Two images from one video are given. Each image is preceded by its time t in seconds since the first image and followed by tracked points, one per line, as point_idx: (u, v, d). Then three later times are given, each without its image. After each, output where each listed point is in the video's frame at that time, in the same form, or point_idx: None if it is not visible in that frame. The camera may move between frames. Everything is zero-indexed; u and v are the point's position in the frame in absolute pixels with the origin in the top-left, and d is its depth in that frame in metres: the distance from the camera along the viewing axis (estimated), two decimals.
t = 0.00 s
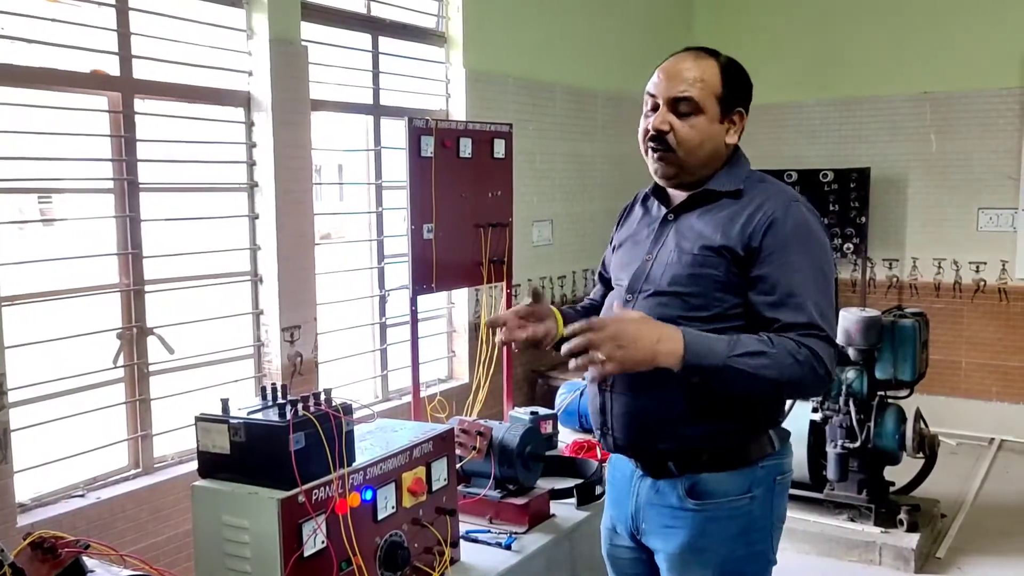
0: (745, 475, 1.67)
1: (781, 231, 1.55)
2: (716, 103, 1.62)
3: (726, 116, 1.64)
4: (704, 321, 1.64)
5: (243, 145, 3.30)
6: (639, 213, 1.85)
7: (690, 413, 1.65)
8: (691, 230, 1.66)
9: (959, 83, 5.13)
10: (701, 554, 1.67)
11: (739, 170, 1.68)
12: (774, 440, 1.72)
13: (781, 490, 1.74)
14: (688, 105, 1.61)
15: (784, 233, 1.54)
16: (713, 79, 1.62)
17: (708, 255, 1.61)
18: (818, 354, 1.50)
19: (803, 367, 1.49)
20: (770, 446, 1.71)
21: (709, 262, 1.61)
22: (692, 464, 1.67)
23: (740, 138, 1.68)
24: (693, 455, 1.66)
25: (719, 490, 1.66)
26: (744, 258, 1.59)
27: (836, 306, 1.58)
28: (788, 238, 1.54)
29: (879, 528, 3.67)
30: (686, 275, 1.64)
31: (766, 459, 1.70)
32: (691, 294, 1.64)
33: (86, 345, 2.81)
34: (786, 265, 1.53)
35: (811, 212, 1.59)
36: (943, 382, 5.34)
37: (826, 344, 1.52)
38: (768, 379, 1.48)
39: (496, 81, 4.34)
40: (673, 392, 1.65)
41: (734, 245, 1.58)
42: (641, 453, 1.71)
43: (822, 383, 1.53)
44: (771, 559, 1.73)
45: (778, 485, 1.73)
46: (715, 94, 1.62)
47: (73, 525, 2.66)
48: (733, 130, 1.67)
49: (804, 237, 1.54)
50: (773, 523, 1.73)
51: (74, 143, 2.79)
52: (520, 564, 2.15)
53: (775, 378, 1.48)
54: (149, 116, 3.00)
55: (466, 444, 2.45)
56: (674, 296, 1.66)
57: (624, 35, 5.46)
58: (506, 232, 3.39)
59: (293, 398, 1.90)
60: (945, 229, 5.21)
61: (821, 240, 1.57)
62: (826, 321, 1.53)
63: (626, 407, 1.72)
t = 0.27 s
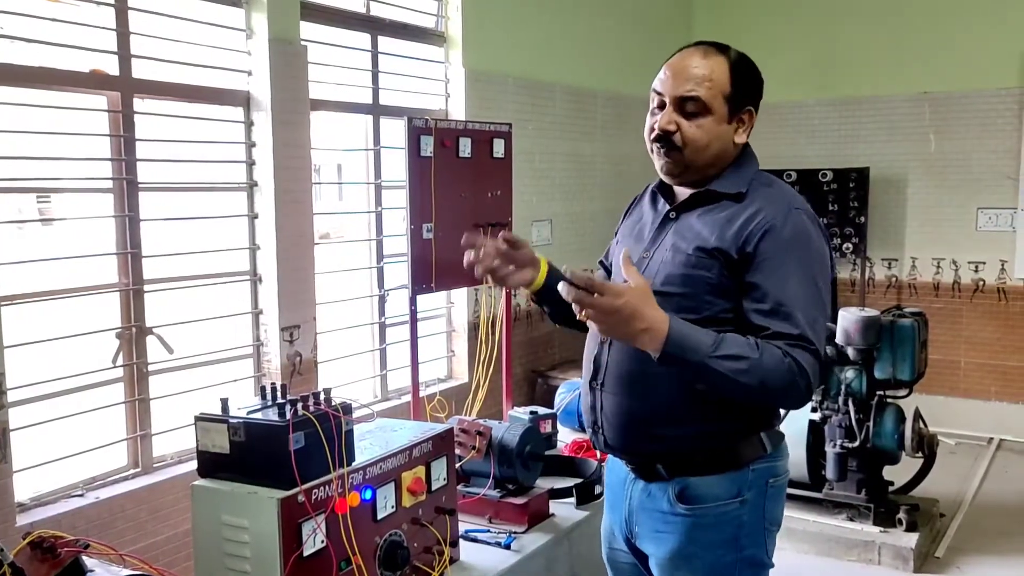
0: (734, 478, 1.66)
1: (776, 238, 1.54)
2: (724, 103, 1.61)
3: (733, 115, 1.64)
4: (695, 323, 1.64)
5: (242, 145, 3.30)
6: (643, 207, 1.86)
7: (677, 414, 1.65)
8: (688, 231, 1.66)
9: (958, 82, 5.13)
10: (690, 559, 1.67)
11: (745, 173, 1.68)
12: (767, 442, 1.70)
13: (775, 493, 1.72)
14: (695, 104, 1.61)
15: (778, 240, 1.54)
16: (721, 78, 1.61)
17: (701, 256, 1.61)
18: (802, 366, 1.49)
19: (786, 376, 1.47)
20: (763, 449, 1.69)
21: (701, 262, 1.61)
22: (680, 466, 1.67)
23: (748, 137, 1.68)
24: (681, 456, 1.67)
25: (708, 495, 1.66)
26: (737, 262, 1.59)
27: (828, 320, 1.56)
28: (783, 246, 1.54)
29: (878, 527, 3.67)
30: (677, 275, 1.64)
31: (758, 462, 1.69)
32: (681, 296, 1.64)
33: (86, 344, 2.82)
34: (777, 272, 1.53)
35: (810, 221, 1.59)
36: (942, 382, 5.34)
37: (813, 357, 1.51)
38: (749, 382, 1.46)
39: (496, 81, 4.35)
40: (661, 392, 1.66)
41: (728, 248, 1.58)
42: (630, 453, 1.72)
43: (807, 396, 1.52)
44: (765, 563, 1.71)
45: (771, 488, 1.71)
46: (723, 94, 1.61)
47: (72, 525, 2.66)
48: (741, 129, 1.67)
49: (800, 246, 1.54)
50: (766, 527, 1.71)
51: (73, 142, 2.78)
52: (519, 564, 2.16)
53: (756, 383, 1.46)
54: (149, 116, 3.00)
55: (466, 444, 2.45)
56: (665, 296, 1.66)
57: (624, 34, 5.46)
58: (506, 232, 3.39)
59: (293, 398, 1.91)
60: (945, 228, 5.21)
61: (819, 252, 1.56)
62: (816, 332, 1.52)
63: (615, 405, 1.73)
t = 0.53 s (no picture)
0: (731, 483, 1.66)
1: (776, 248, 1.52)
2: (731, 99, 1.62)
3: (739, 111, 1.65)
4: (693, 329, 1.63)
5: (242, 144, 3.30)
6: (642, 205, 1.86)
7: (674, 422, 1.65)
8: (689, 235, 1.64)
9: (958, 82, 5.13)
10: (688, 563, 1.68)
11: (748, 175, 1.66)
12: (767, 447, 1.67)
13: (775, 497, 1.71)
14: (706, 105, 1.61)
15: (778, 251, 1.52)
16: (723, 75, 1.62)
17: (701, 265, 1.60)
18: (803, 385, 1.48)
19: (784, 398, 1.47)
20: (762, 453, 1.67)
21: (700, 270, 1.61)
22: (677, 471, 1.68)
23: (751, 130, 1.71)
24: (678, 462, 1.67)
25: (706, 499, 1.66)
26: (738, 270, 1.57)
27: (833, 330, 1.54)
28: (783, 257, 1.51)
29: (877, 527, 3.68)
30: (677, 281, 1.63)
31: (757, 465, 1.67)
32: (680, 302, 1.63)
33: (85, 344, 2.82)
34: (778, 284, 1.51)
35: (813, 228, 1.56)
36: (941, 381, 5.35)
37: (814, 372, 1.50)
38: (745, 413, 1.47)
39: (495, 80, 4.34)
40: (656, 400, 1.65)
41: (728, 256, 1.57)
42: (628, 458, 1.72)
43: (810, 412, 1.51)
44: (765, 566, 1.71)
45: (771, 492, 1.70)
46: (729, 91, 1.62)
47: (72, 524, 2.66)
48: (744, 123, 1.69)
49: (801, 257, 1.52)
50: (766, 531, 1.71)
51: (72, 141, 2.78)
52: (519, 564, 2.16)
53: (752, 412, 1.47)
54: (148, 115, 3.00)
55: (465, 444, 2.45)
56: (664, 301, 1.65)
57: (624, 34, 5.46)
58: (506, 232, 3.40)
59: (293, 397, 1.90)
60: (944, 228, 5.21)
61: (822, 260, 1.53)
62: (818, 344, 1.50)
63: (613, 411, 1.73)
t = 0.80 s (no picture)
0: (736, 486, 1.66)
1: (779, 255, 1.51)
2: (726, 101, 1.59)
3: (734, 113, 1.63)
4: (693, 337, 1.63)
5: (241, 143, 3.30)
6: (636, 205, 1.86)
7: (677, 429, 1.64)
8: (688, 242, 1.63)
9: (957, 81, 5.13)
10: (693, 568, 1.68)
11: (746, 178, 1.64)
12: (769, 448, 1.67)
13: (777, 497, 1.72)
14: (700, 107, 1.58)
15: (782, 258, 1.51)
16: (719, 76, 1.59)
17: (702, 273, 1.59)
18: (811, 392, 1.48)
19: (793, 406, 1.48)
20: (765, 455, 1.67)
21: (701, 278, 1.60)
22: (682, 477, 1.66)
23: (746, 132, 1.68)
24: (683, 469, 1.66)
25: (710, 503, 1.65)
26: (740, 277, 1.56)
27: (838, 333, 1.55)
28: (787, 264, 1.51)
29: (877, 527, 3.68)
30: (677, 289, 1.62)
31: (759, 467, 1.68)
32: (681, 311, 1.62)
33: (85, 343, 2.82)
34: (782, 292, 1.50)
35: (814, 231, 1.55)
36: (941, 381, 5.35)
37: (822, 377, 1.50)
38: (755, 423, 1.48)
39: (495, 80, 4.34)
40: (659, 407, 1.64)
41: (729, 264, 1.56)
42: (631, 466, 1.71)
43: (819, 418, 1.51)
44: (768, 567, 1.72)
45: (773, 493, 1.71)
46: (724, 92, 1.59)
47: (72, 524, 2.66)
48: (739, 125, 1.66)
49: (805, 262, 1.51)
50: (769, 532, 1.71)
51: (72, 140, 2.78)
52: (518, 563, 2.16)
53: (762, 422, 1.48)
54: (148, 114, 3.00)
55: (465, 443, 2.45)
56: (664, 309, 1.64)
57: (623, 33, 5.45)
58: (506, 231, 3.40)
59: (292, 396, 1.90)
60: (943, 227, 5.22)
61: (825, 264, 1.53)
62: (825, 350, 1.51)
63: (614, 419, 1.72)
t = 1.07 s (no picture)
0: (735, 486, 1.66)
1: (777, 256, 1.51)
2: (701, 102, 1.54)
3: (713, 113, 1.57)
4: (689, 337, 1.63)
5: (241, 142, 3.30)
6: (632, 205, 1.86)
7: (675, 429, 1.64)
8: (686, 241, 1.64)
9: (957, 81, 5.13)
10: (692, 569, 1.68)
11: (741, 178, 1.65)
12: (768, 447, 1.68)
13: (776, 497, 1.72)
14: (670, 109, 1.54)
15: (780, 258, 1.51)
16: (694, 76, 1.54)
17: (699, 273, 1.59)
18: (810, 393, 1.48)
19: (790, 408, 1.48)
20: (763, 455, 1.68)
21: (698, 278, 1.60)
22: (681, 477, 1.66)
23: (734, 130, 1.62)
24: (681, 468, 1.66)
25: (709, 504, 1.66)
26: (737, 278, 1.56)
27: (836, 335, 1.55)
28: (785, 264, 1.51)
29: (876, 526, 3.68)
30: (673, 289, 1.62)
31: (758, 467, 1.68)
32: (678, 311, 1.63)
33: (85, 341, 2.82)
34: (780, 293, 1.50)
35: (813, 232, 1.55)
36: (940, 380, 5.35)
37: (820, 379, 1.50)
38: (753, 423, 1.48)
39: (495, 79, 4.34)
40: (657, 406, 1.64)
41: (727, 264, 1.56)
42: (628, 467, 1.71)
43: (817, 419, 1.52)
44: (766, 567, 1.72)
45: (771, 493, 1.71)
46: (698, 93, 1.53)
47: (71, 523, 2.66)
48: (724, 123, 1.60)
49: (803, 264, 1.51)
50: (768, 533, 1.72)
51: (72, 139, 2.78)
52: (518, 562, 2.16)
53: (760, 422, 1.48)
54: (147, 113, 3.00)
55: (464, 441, 2.44)
56: (660, 309, 1.64)
57: (623, 32, 5.45)
58: (506, 230, 3.40)
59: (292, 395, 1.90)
60: (943, 226, 5.22)
61: (824, 265, 1.53)
62: (823, 352, 1.51)
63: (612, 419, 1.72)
